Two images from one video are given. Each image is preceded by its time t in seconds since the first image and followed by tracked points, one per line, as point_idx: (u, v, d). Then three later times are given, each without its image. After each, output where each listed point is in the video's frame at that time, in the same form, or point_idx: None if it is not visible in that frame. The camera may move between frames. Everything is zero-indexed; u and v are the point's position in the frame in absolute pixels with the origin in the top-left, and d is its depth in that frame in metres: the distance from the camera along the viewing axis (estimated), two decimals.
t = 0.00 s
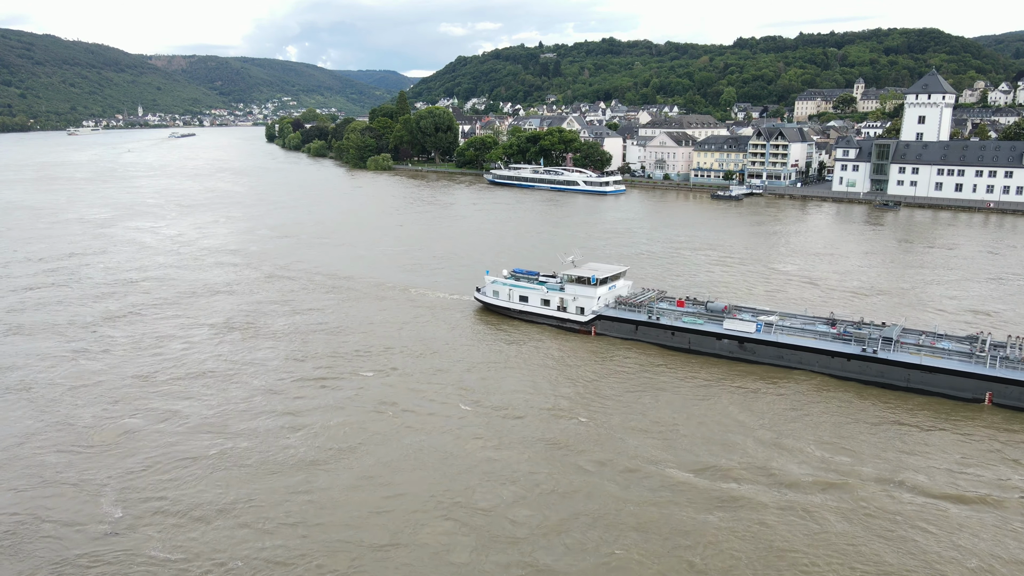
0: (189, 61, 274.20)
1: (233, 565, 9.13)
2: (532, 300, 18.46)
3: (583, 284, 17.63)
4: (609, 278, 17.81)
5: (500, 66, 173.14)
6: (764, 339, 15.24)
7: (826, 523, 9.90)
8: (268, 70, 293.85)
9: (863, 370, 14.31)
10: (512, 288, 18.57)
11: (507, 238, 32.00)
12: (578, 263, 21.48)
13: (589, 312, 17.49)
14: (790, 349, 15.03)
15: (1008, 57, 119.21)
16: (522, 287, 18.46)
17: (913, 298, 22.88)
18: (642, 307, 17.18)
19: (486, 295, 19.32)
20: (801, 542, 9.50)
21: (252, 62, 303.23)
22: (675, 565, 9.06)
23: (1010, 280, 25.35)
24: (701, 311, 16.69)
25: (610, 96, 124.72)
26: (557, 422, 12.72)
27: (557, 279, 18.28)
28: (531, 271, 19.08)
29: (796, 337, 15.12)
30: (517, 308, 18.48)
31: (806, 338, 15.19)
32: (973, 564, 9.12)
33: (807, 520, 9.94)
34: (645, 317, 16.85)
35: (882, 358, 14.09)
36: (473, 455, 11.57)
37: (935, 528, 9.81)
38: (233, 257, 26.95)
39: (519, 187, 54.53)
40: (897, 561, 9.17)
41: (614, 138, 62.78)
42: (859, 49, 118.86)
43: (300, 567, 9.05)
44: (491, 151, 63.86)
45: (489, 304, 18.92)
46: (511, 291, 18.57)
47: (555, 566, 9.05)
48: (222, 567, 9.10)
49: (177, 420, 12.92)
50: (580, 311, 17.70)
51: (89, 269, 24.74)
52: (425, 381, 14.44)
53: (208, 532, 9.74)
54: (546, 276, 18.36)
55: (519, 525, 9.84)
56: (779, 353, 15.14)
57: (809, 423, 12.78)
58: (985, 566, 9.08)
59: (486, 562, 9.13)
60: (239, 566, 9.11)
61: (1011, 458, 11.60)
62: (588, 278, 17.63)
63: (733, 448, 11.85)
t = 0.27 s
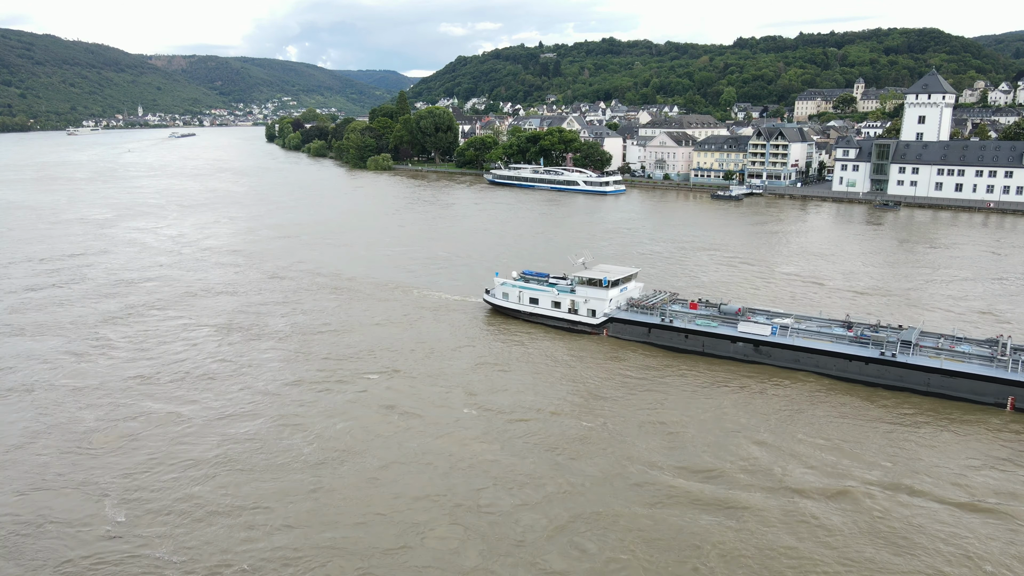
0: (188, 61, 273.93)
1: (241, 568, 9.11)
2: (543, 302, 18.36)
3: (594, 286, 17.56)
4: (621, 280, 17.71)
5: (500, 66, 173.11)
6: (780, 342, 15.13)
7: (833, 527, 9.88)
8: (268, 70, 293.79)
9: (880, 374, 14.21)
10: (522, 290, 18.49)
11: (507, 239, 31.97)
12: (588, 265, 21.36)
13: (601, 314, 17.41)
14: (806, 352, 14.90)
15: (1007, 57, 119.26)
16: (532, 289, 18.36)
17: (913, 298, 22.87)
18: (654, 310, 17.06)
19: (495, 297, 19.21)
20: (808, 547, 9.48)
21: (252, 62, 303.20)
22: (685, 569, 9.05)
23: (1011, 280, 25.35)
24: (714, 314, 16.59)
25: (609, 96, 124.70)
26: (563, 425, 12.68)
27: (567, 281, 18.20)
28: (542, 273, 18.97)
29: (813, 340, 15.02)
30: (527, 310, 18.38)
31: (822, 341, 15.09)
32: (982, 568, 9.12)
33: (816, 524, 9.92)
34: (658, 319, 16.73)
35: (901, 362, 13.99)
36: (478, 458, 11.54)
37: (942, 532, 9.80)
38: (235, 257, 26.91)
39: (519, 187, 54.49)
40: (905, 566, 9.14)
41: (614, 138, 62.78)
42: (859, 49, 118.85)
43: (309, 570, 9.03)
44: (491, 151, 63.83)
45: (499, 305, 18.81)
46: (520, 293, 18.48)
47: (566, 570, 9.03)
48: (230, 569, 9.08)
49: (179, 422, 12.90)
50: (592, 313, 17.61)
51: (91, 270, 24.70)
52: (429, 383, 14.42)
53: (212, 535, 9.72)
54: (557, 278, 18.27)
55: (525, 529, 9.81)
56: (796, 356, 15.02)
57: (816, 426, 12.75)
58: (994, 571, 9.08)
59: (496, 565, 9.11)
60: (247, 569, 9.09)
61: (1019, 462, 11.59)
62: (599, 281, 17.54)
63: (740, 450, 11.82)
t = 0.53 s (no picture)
0: (189, 61, 273.95)
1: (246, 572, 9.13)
2: (553, 305, 18.28)
3: (605, 288, 17.44)
4: (632, 282, 17.61)
5: (500, 66, 173.24)
6: (796, 345, 14.92)
7: (840, 530, 9.85)
8: (268, 70, 293.97)
9: (899, 379, 13.96)
10: (532, 292, 18.44)
11: (508, 239, 31.99)
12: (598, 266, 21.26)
13: (613, 316, 17.31)
14: (823, 356, 14.67)
15: (1007, 58, 119.38)
16: (542, 291, 18.29)
17: (914, 298, 22.87)
18: (667, 312, 16.87)
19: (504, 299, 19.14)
20: (816, 550, 9.45)
21: (253, 62, 303.35)
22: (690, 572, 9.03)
23: (1012, 280, 25.37)
24: (728, 316, 16.40)
25: (609, 96, 124.85)
26: (569, 428, 12.65)
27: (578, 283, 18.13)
28: (551, 275, 18.91)
29: (830, 344, 14.80)
30: (537, 312, 18.31)
31: (839, 344, 14.86)
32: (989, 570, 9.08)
33: (822, 527, 9.89)
34: (671, 322, 16.52)
35: (921, 366, 13.74)
36: (484, 462, 11.53)
37: (950, 534, 9.76)
38: (236, 258, 26.94)
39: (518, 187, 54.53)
40: (913, 569, 9.10)
41: (614, 138, 62.86)
42: (859, 49, 118.94)
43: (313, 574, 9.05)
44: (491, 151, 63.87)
45: (509, 308, 18.75)
46: (530, 295, 18.42)
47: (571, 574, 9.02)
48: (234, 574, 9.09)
49: (183, 426, 12.90)
50: (603, 315, 17.53)
51: (92, 271, 24.73)
52: (434, 387, 14.40)
53: (217, 541, 9.72)
54: (567, 280, 18.20)
55: (531, 534, 9.80)
56: (813, 360, 14.80)
57: (824, 428, 12.70)
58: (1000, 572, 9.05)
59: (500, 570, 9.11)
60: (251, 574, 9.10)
61: None
62: (610, 283, 17.46)
63: (747, 453, 11.79)
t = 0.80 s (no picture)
0: (189, 61, 273.87)
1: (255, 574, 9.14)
2: (565, 307, 18.20)
3: (618, 291, 17.39)
4: (645, 284, 17.54)
5: (500, 66, 173.22)
6: (814, 349, 14.81)
7: (850, 534, 9.86)
8: (268, 70, 293.94)
9: (920, 383, 13.87)
10: (543, 294, 18.36)
11: (508, 239, 31.97)
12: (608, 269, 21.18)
13: (626, 318, 17.22)
14: (842, 360, 14.57)
15: (1007, 58, 119.43)
16: (553, 293, 18.22)
17: (916, 298, 22.88)
18: (682, 315, 16.79)
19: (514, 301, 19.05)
20: (826, 555, 9.45)
21: (252, 62, 303.24)
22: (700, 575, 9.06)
23: (1012, 281, 25.40)
24: (743, 319, 16.31)
25: (609, 96, 124.86)
26: (578, 430, 12.65)
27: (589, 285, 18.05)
28: (562, 277, 18.86)
29: (848, 347, 14.70)
30: (548, 315, 18.22)
31: (857, 347, 14.75)
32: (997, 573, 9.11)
33: (831, 531, 9.91)
34: (685, 325, 16.45)
35: (942, 370, 13.64)
36: (493, 466, 11.54)
37: (961, 538, 9.76)
38: (237, 258, 26.96)
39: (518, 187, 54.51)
40: (924, 574, 9.10)
41: (614, 138, 62.86)
42: (860, 49, 118.93)
43: None
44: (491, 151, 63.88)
45: (519, 310, 18.68)
46: (541, 298, 18.35)
47: None
48: None
49: (190, 427, 12.93)
50: (616, 318, 17.47)
51: (93, 271, 24.72)
52: (442, 389, 14.40)
53: (225, 543, 9.72)
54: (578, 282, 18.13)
55: (540, 537, 9.82)
56: (831, 363, 14.70)
57: (833, 431, 12.70)
58: None
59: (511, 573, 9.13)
60: None
61: None
62: (623, 285, 17.39)
63: (756, 456, 11.80)
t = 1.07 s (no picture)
0: (189, 61, 273.86)
1: None
2: (575, 309, 18.06)
3: (630, 293, 17.22)
4: (657, 286, 17.42)
5: (500, 66, 173.26)
6: (830, 352, 14.73)
7: (859, 538, 9.85)
8: (268, 70, 293.92)
9: (939, 388, 13.77)
10: (553, 296, 18.22)
11: (508, 240, 31.97)
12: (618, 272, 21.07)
13: (638, 321, 17.05)
14: (859, 363, 14.49)
15: (1007, 58, 119.47)
16: (564, 296, 18.09)
17: (917, 298, 22.87)
18: (695, 318, 16.69)
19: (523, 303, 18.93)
20: (834, 558, 9.45)
21: (252, 62, 303.19)
22: None
23: (1013, 280, 25.42)
24: (757, 322, 16.23)
25: (609, 96, 124.88)
26: (586, 433, 12.64)
27: (600, 287, 17.91)
28: (573, 279, 18.73)
29: (864, 351, 14.62)
30: (559, 317, 18.11)
31: (874, 351, 14.67)
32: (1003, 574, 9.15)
33: (837, 533, 9.94)
34: (699, 328, 16.36)
35: (962, 374, 13.55)
36: (501, 468, 11.53)
37: (969, 543, 9.76)
38: (239, 259, 26.96)
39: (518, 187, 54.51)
40: None
41: (614, 138, 62.86)
42: (860, 49, 118.95)
43: None
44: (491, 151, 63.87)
45: (528, 312, 18.54)
46: (551, 300, 18.21)
47: None
48: None
49: (196, 429, 12.94)
50: (628, 321, 17.30)
51: (95, 272, 24.71)
52: (448, 391, 14.39)
53: (233, 546, 9.72)
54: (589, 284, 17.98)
55: (548, 539, 9.84)
56: (848, 367, 14.61)
57: (840, 434, 12.72)
58: None
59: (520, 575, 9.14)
60: None
61: None
62: (635, 288, 17.23)
63: (763, 459, 11.80)
